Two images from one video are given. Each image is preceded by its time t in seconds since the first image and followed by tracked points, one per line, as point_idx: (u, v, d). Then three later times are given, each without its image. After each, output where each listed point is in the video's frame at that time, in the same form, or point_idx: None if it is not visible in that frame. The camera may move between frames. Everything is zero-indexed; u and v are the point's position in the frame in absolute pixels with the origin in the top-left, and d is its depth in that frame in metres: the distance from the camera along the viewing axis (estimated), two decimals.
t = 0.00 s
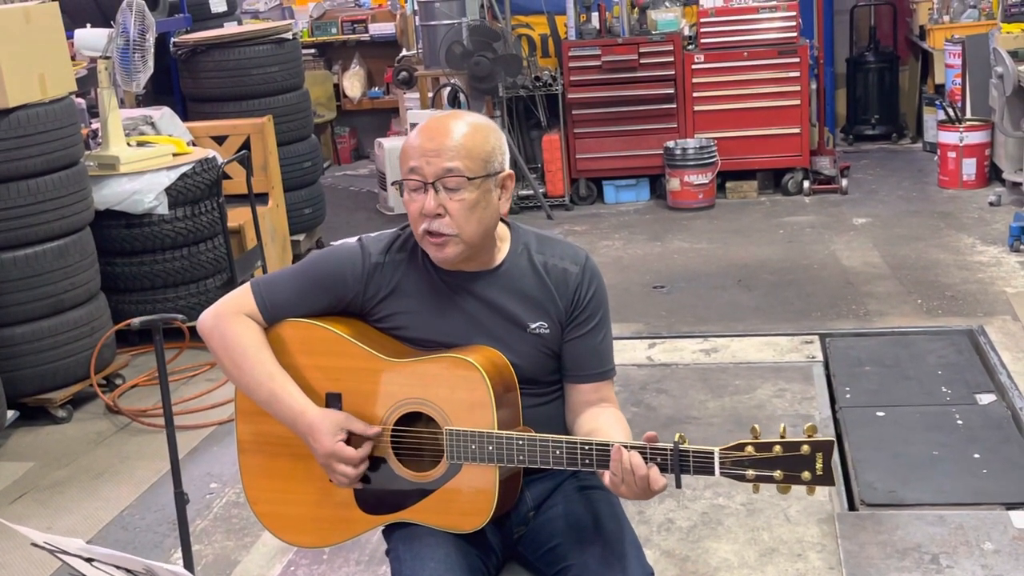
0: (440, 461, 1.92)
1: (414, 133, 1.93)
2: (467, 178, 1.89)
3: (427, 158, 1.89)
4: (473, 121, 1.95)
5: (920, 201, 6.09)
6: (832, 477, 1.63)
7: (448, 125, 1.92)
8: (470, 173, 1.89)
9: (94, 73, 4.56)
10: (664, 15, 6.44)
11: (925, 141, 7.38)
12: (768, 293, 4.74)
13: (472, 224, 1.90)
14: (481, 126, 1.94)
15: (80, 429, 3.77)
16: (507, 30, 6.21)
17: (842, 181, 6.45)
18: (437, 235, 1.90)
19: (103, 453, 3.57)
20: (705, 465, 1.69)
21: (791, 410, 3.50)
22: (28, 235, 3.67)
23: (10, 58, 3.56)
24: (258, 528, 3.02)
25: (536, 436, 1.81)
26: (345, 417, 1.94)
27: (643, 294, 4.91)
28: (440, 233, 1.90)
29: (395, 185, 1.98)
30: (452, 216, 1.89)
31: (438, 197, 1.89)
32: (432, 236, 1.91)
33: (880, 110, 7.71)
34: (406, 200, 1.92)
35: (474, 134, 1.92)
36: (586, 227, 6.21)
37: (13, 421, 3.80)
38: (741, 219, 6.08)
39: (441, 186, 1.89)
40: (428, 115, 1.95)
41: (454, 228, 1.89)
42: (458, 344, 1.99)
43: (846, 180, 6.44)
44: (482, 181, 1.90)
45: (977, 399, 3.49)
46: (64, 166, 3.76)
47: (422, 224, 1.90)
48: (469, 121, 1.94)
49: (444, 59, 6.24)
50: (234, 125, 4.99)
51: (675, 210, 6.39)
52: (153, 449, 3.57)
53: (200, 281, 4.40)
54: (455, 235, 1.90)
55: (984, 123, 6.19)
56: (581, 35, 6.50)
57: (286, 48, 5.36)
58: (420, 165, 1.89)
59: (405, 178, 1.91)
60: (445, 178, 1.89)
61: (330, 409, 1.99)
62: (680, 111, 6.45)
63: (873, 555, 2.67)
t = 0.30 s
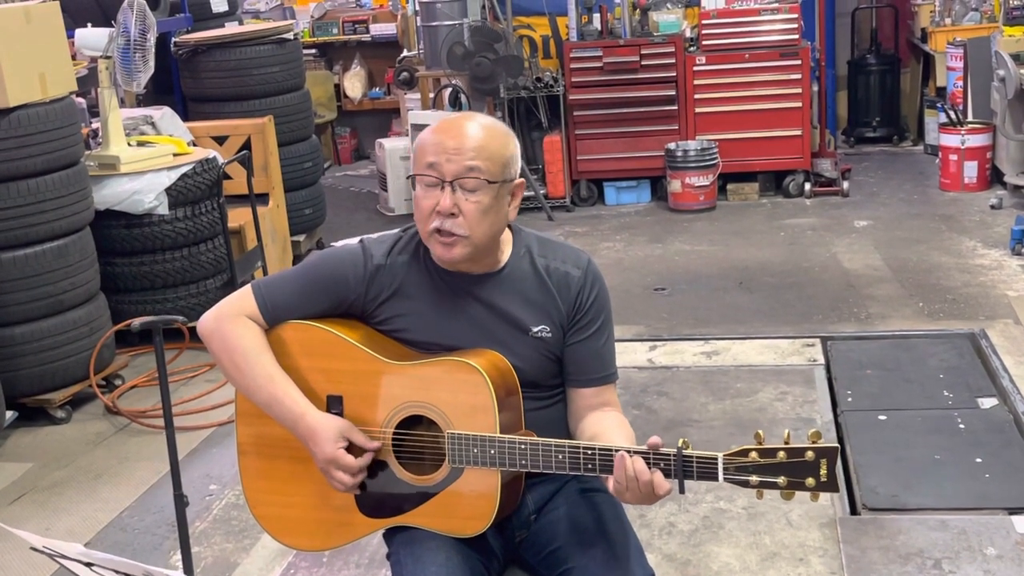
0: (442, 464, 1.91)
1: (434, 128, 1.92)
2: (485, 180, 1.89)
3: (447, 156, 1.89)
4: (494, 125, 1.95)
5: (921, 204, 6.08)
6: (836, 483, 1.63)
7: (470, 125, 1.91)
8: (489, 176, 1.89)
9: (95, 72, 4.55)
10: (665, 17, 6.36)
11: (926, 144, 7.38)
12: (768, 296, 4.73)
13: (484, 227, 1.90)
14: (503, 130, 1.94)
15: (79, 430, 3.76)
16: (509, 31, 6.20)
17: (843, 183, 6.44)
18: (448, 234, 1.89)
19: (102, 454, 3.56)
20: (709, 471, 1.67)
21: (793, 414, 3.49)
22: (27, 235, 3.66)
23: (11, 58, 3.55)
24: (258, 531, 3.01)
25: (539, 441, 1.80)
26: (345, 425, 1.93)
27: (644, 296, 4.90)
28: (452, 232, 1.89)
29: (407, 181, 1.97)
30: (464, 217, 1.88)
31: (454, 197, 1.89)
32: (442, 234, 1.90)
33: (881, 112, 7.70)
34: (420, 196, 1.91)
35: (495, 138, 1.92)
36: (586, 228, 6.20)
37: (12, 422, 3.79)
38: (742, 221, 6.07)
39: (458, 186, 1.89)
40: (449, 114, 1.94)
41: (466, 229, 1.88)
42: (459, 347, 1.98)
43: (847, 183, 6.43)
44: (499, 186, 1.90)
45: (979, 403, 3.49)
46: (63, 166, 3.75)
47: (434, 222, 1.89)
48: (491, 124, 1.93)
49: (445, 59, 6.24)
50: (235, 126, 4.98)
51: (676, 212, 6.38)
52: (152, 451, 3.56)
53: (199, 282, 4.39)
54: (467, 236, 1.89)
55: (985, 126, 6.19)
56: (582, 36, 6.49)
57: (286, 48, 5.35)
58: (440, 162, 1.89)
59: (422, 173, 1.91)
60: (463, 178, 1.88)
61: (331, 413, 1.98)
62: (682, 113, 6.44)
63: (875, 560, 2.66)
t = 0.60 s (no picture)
0: (443, 466, 1.90)
1: (452, 120, 1.96)
2: (508, 168, 1.93)
3: (473, 143, 1.92)
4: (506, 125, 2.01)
5: (924, 206, 6.07)
6: (841, 483, 1.61)
7: (490, 118, 1.96)
8: (513, 164, 1.94)
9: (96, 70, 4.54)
10: (666, 17, 6.34)
11: (928, 146, 7.37)
12: (770, 297, 4.71)
13: (505, 215, 1.92)
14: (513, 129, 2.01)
15: (79, 429, 3.74)
16: (510, 31, 6.19)
17: (845, 184, 6.43)
18: (471, 220, 1.90)
19: (101, 453, 3.55)
20: (713, 472, 1.66)
21: (795, 415, 3.48)
22: (28, 233, 3.65)
23: (11, 55, 3.54)
24: (258, 531, 3.00)
25: (540, 442, 1.79)
26: (347, 421, 1.92)
27: (645, 296, 4.88)
28: (476, 218, 1.90)
29: (418, 175, 1.98)
30: (490, 203, 1.90)
31: (480, 183, 1.91)
32: (465, 221, 1.90)
33: (883, 113, 7.69)
34: (441, 183, 1.92)
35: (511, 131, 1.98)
36: (587, 229, 6.19)
37: (11, 420, 3.78)
38: (743, 222, 6.06)
39: (484, 172, 1.92)
40: (461, 110, 2.00)
41: (491, 215, 1.90)
42: (460, 348, 1.97)
43: (848, 184, 6.42)
44: (517, 176, 1.95)
45: (981, 406, 3.48)
46: (64, 164, 3.74)
47: (459, 208, 1.90)
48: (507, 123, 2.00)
49: (446, 59, 6.23)
50: (236, 124, 4.97)
51: (678, 213, 6.37)
52: (152, 450, 3.55)
53: (199, 281, 4.38)
54: (490, 223, 1.90)
55: (987, 128, 6.18)
56: (584, 36, 6.48)
57: (288, 47, 5.34)
58: (466, 148, 1.92)
59: (444, 161, 1.93)
60: (488, 165, 1.92)
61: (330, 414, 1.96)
62: (683, 113, 6.43)
63: (877, 563, 2.65)
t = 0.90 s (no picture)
0: (444, 464, 1.89)
1: (444, 116, 1.95)
2: (501, 162, 1.92)
3: (464, 138, 1.91)
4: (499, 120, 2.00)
5: (926, 207, 6.06)
6: (843, 478, 1.60)
7: (482, 113, 1.96)
8: (505, 157, 1.93)
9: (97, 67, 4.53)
10: (671, 17, 6.38)
11: (931, 146, 7.36)
12: (772, 297, 4.70)
13: (501, 209, 1.91)
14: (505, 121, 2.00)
15: (78, 426, 3.73)
16: (513, 29, 6.18)
17: (848, 185, 6.41)
18: (467, 216, 1.89)
19: (100, 450, 3.53)
20: (715, 468, 1.65)
21: (797, 416, 3.46)
22: (28, 230, 3.64)
23: (11, 50, 3.52)
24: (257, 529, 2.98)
25: (541, 439, 1.78)
26: (344, 424, 1.90)
27: (646, 296, 4.87)
28: (472, 213, 1.89)
29: (412, 173, 1.97)
30: (485, 197, 1.89)
31: (474, 177, 1.90)
32: (461, 217, 1.89)
33: (886, 113, 7.68)
34: (434, 180, 1.91)
35: (502, 124, 1.97)
36: (588, 228, 6.17)
37: (11, 417, 3.77)
38: (745, 222, 6.05)
39: (477, 166, 1.91)
40: (452, 105, 1.99)
41: (486, 209, 1.89)
42: (461, 347, 1.96)
43: (851, 184, 6.41)
44: (511, 168, 1.94)
45: (983, 407, 3.46)
46: (65, 161, 3.73)
47: (454, 204, 1.89)
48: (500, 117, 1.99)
49: (449, 57, 6.23)
50: (237, 121, 4.95)
51: (679, 212, 6.36)
52: (151, 447, 3.54)
53: (199, 278, 4.37)
54: (486, 217, 1.89)
55: (990, 128, 6.16)
56: (586, 35, 6.46)
57: (289, 44, 5.33)
58: (457, 144, 1.91)
59: (436, 158, 1.92)
60: (481, 159, 1.91)
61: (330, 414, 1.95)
62: (685, 113, 6.42)
63: (879, 565, 2.63)
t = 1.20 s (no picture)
0: (444, 464, 1.88)
1: (437, 116, 1.94)
2: (494, 161, 1.92)
3: (456, 138, 1.91)
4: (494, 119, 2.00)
5: (928, 207, 6.05)
6: (847, 473, 1.60)
7: (475, 112, 1.95)
8: (498, 156, 1.92)
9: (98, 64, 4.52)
10: (672, 16, 6.37)
11: (932, 146, 7.35)
12: (773, 297, 4.70)
13: (495, 207, 1.91)
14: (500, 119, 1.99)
15: (77, 424, 3.73)
16: (514, 28, 6.18)
17: (849, 185, 6.40)
18: (461, 215, 1.89)
19: (100, 448, 3.53)
20: (718, 464, 1.64)
21: (797, 416, 3.46)
22: (28, 227, 3.63)
23: (12, 46, 3.52)
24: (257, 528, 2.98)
25: (542, 438, 1.78)
26: (345, 427, 1.91)
27: (647, 296, 4.86)
28: (466, 213, 1.89)
29: (407, 173, 1.97)
30: (479, 197, 1.89)
31: (467, 177, 1.90)
32: (455, 217, 1.89)
33: (888, 113, 7.67)
34: (428, 180, 1.91)
35: (496, 122, 1.96)
36: (589, 227, 6.17)
37: (10, 414, 3.77)
38: (747, 222, 6.04)
39: (471, 166, 1.91)
40: (445, 104, 1.98)
41: (481, 208, 1.89)
42: (459, 346, 1.95)
43: (852, 185, 6.40)
44: (505, 166, 1.94)
45: (984, 409, 3.46)
46: (65, 158, 3.73)
47: (448, 204, 1.89)
48: (495, 116, 1.98)
49: (450, 55, 6.22)
50: (238, 119, 4.96)
51: (680, 212, 6.35)
52: (150, 446, 3.53)
53: (199, 276, 4.36)
54: (481, 216, 1.89)
55: (992, 129, 6.15)
56: (588, 34, 6.45)
57: (291, 42, 5.33)
58: (450, 144, 1.91)
59: (430, 158, 1.92)
60: (474, 158, 1.91)
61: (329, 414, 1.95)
62: (687, 113, 6.41)
63: (879, 566, 2.63)
